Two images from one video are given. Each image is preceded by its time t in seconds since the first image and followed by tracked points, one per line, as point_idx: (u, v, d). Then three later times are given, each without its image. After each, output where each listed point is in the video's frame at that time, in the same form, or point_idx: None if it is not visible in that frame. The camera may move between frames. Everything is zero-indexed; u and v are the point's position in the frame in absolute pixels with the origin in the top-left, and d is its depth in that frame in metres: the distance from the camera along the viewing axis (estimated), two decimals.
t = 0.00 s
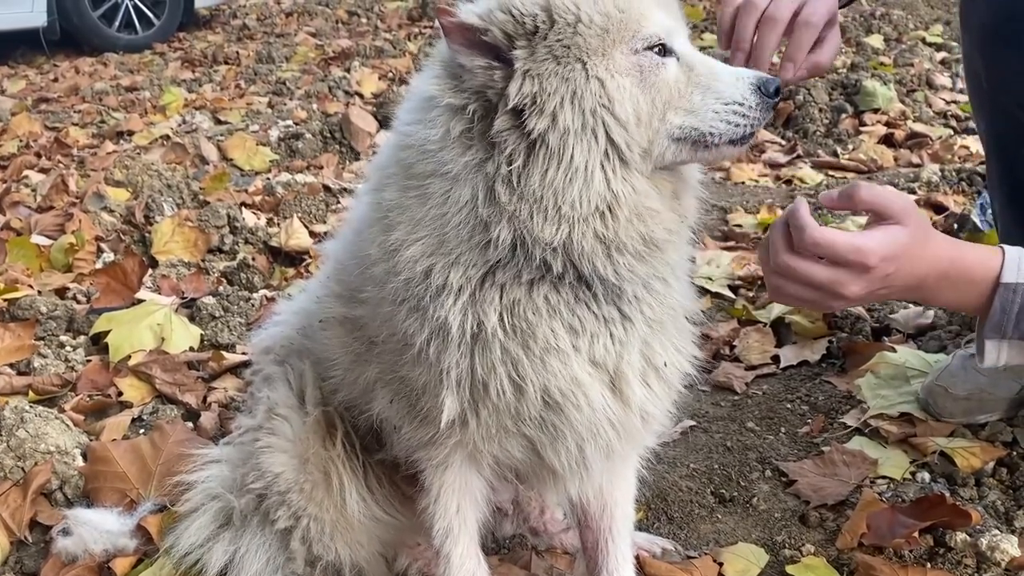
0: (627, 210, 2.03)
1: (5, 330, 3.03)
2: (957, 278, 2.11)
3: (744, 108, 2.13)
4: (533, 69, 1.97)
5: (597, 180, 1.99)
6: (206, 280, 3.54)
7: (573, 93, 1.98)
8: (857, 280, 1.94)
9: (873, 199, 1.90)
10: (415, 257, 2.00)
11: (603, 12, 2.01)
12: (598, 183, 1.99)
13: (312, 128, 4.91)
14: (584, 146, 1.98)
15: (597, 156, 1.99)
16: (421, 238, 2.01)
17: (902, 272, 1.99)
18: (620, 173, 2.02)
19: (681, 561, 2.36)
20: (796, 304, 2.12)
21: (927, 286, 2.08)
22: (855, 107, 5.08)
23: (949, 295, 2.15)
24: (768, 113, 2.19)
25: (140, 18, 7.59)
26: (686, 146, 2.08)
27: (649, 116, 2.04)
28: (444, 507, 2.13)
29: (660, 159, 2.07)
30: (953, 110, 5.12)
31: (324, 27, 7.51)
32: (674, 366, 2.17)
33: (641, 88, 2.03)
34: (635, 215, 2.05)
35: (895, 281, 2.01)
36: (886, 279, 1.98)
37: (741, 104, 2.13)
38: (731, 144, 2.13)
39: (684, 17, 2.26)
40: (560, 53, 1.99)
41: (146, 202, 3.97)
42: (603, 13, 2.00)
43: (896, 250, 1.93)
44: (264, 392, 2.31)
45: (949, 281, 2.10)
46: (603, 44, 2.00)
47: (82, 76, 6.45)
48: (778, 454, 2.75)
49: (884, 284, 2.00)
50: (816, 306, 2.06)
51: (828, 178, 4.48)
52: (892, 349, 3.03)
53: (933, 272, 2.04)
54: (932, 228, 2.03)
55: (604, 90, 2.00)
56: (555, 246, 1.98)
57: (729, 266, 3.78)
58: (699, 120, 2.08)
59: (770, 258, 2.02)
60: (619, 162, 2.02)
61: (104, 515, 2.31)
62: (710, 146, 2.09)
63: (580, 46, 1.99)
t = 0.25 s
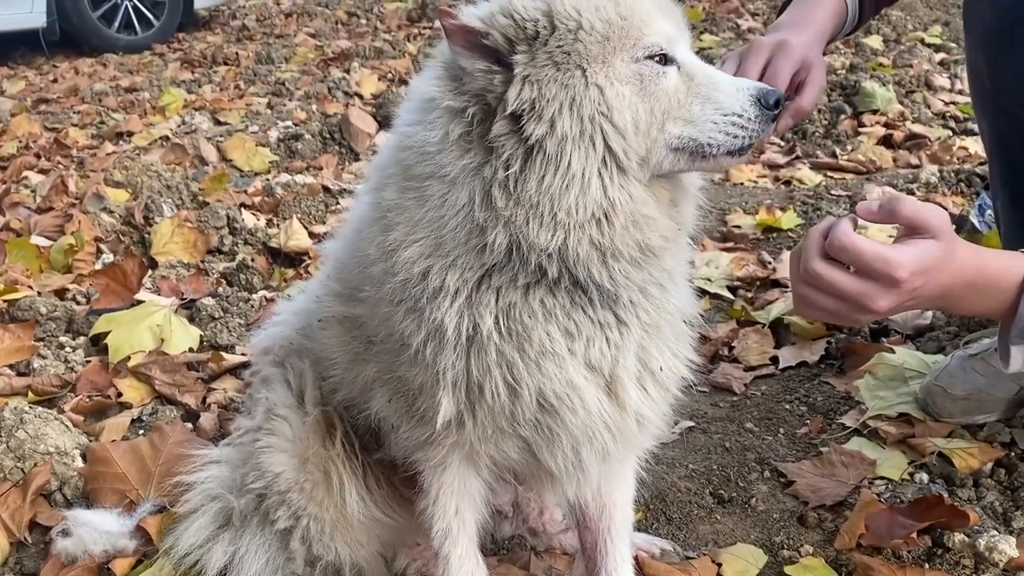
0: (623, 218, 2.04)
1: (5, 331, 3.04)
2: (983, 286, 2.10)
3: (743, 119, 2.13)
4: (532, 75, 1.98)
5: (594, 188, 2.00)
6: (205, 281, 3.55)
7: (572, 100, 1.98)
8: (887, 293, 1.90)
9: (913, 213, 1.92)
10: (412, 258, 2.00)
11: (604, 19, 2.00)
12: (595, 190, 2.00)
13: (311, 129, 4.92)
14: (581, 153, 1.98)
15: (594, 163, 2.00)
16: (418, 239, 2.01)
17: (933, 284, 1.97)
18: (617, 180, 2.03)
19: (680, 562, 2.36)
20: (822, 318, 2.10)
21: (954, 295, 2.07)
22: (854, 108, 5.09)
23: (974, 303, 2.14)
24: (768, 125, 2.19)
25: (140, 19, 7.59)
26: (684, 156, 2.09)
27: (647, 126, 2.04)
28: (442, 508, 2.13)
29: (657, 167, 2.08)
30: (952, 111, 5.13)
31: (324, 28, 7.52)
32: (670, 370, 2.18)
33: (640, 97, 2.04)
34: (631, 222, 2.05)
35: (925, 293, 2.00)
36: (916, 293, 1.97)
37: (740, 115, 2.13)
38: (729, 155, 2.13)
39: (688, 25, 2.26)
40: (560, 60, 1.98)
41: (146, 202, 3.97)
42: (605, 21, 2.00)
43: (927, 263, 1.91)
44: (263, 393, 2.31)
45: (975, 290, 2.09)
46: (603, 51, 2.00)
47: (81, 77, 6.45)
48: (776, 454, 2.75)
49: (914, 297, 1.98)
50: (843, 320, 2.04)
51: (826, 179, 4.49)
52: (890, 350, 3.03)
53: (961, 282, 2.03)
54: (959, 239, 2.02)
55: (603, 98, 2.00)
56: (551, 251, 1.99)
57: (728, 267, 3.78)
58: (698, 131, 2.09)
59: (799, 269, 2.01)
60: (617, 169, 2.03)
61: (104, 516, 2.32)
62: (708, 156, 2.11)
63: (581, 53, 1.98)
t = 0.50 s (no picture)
0: (629, 222, 2.04)
1: (4, 332, 3.05)
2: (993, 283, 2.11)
3: (751, 133, 2.13)
4: (542, 77, 1.98)
5: (601, 191, 2.00)
6: (205, 282, 3.55)
7: (581, 104, 1.99)
8: (898, 282, 1.91)
9: (926, 205, 1.92)
10: (419, 256, 2.01)
11: (617, 25, 2.01)
12: (602, 193, 2.00)
13: (310, 130, 4.92)
14: (588, 156, 1.99)
15: (601, 167, 2.00)
16: (425, 237, 2.02)
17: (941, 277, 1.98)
18: (624, 185, 2.03)
19: (679, 562, 2.37)
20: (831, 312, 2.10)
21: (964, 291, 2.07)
22: (853, 109, 5.09)
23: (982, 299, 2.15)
24: (774, 139, 2.19)
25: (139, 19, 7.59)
26: (689, 166, 2.09)
27: (654, 133, 2.04)
28: (444, 509, 2.14)
29: (662, 174, 2.08)
30: (951, 111, 5.14)
31: (323, 29, 7.52)
32: (676, 372, 2.18)
33: (648, 105, 2.04)
34: (637, 227, 2.05)
35: (934, 286, 2.00)
36: (925, 285, 1.97)
37: (747, 128, 2.13)
38: (734, 167, 2.13)
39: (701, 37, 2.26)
40: (571, 63, 1.99)
41: (145, 203, 3.97)
42: (618, 27, 2.01)
43: (938, 254, 1.92)
44: (264, 394, 2.31)
45: (984, 286, 2.10)
46: (614, 57, 2.00)
47: (81, 78, 6.45)
48: (775, 455, 2.76)
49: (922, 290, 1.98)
50: (852, 312, 2.03)
51: (825, 180, 4.49)
52: (889, 351, 3.03)
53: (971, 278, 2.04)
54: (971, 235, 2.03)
55: (612, 103, 2.00)
56: (556, 252, 1.99)
57: (727, 268, 3.78)
58: (704, 143, 2.09)
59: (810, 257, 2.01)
60: (623, 174, 2.03)
61: (103, 517, 2.32)
62: (713, 167, 2.10)
63: (591, 57, 1.99)
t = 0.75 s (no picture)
0: (633, 213, 2.05)
1: (4, 333, 3.06)
2: (998, 285, 2.11)
3: (751, 132, 2.14)
4: (550, 67, 2.00)
5: (605, 181, 2.01)
6: (204, 283, 3.55)
7: (587, 95, 2.00)
8: (906, 295, 1.90)
9: (931, 218, 1.94)
10: (425, 248, 2.01)
11: (625, 20, 2.03)
12: (606, 183, 2.01)
13: (310, 131, 4.92)
14: (593, 146, 2.00)
15: (606, 157, 2.01)
16: (431, 228, 2.01)
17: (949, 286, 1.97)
18: (628, 177, 2.04)
19: (677, 563, 2.37)
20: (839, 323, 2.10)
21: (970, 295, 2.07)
22: (852, 110, 5.11)
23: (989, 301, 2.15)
24: (775, 139, 2.20)
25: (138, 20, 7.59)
26: (690, 163, 2.10)
27: (657, 128, 2.05)
28: (444, 508, 2.14)
29: (664, 170, 2.09)
30: (950, 112, 5.15)
31: (322, 30, 7.52)
32: (680, 364, 2.18)
33: (653, 100, 2.04)
34: (640, 218, 2.07)
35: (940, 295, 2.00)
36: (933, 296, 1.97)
37: (747, 128, 2.14)
38: (734, 165, 2.13)
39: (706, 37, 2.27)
40: (579, 55, 2.00)
41: (144, 204, 3.97)
42: (625, 21, 2.02)
43: (944, 264, 1.91)
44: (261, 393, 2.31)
45: (989, 289, 2.10)
46: (620, 51, 2.02)
47: (80, 79, 6.45)
48: (774, 456, 2.76)
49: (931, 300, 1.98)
50: (861, 324, 2.03)
51: (824, 181, 4.50)
52: (887, 352, 3.03)
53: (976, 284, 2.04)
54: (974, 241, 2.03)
55: (617, 96, 2.01)
56: (562, 241, 2.00)
57: (726, 268, 3.79)
58: (705, 140, 2.09)
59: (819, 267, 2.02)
60: (628, 166, 2.04)
61: (102, 518, 2.32)
62: (712, 164, 2.10)
63: (598, 50, 2.00)
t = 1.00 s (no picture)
0: (639, 216, 2.06)
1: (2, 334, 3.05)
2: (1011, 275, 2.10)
3: (754, 144, 2.13)
4: (563, 72, 2.00)
5: (614, 185, 2.02)
6: (203, 284, 3.55)
7: (597, 100, 2.01)
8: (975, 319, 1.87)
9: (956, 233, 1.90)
10: (426, 246, 2.00)
11: (637, 28, 2.03)
12: (615, 187, 2.02)
13: (308, 132, 4.92)
14: (603, 150, 2.00)
15: (615, 161, 2.02)
16: (435, 225, 2.01)
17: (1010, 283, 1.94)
18: (636, 181, 2.05)
19: (676, 564, 2.37)
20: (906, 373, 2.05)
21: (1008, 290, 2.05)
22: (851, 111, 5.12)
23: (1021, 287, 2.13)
24: (777, 152, 2.20)
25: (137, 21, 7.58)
26: (694, 171, 2.10)
27: (664, 135, 2.05)
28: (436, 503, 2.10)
29: (668, 177, 2.09)
30: (949, 113, 5.15)
31: (321, 31, 7.52)
32: (684, 363, 2.20)
33: (661, 108, 2.05)
34: (646, 221, 2.07)
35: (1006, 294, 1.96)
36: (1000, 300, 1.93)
37: (752, 139, 2.13)
38: (737, 176, 2.12)
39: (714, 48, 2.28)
40: (591, 60, 2.01)
41: (143, 205, 3.97)
42: (638, 29, 2.03)
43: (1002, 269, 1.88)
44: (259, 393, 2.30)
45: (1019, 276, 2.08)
46: (631, 59, 2.02)
47: (79, 80, 6.45)
48: (773, 456, 2.76)
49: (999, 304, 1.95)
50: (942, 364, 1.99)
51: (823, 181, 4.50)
52: (886, 353, 3.03)
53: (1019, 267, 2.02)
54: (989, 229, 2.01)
55: (627, 102, 2.02)
56: (570, 241, 2.01)
57: (725, 269, 3.79)
58: (711, 149, 2.09)
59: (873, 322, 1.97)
60: (636, 172, 2.04)
61: (101, 519, 2.32)
62: (716, 173, 2.10)
63: (611, 57, 2.01)
